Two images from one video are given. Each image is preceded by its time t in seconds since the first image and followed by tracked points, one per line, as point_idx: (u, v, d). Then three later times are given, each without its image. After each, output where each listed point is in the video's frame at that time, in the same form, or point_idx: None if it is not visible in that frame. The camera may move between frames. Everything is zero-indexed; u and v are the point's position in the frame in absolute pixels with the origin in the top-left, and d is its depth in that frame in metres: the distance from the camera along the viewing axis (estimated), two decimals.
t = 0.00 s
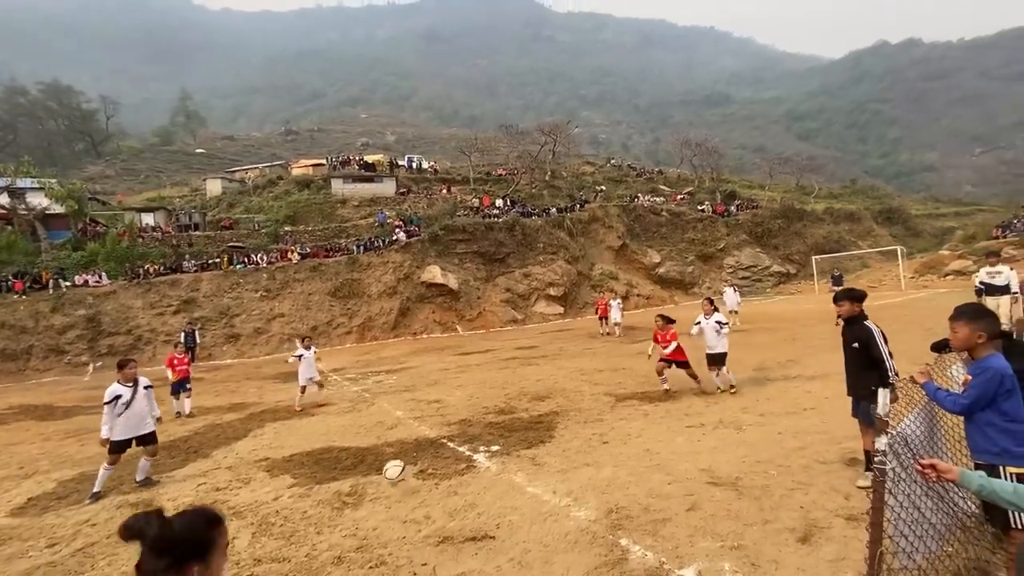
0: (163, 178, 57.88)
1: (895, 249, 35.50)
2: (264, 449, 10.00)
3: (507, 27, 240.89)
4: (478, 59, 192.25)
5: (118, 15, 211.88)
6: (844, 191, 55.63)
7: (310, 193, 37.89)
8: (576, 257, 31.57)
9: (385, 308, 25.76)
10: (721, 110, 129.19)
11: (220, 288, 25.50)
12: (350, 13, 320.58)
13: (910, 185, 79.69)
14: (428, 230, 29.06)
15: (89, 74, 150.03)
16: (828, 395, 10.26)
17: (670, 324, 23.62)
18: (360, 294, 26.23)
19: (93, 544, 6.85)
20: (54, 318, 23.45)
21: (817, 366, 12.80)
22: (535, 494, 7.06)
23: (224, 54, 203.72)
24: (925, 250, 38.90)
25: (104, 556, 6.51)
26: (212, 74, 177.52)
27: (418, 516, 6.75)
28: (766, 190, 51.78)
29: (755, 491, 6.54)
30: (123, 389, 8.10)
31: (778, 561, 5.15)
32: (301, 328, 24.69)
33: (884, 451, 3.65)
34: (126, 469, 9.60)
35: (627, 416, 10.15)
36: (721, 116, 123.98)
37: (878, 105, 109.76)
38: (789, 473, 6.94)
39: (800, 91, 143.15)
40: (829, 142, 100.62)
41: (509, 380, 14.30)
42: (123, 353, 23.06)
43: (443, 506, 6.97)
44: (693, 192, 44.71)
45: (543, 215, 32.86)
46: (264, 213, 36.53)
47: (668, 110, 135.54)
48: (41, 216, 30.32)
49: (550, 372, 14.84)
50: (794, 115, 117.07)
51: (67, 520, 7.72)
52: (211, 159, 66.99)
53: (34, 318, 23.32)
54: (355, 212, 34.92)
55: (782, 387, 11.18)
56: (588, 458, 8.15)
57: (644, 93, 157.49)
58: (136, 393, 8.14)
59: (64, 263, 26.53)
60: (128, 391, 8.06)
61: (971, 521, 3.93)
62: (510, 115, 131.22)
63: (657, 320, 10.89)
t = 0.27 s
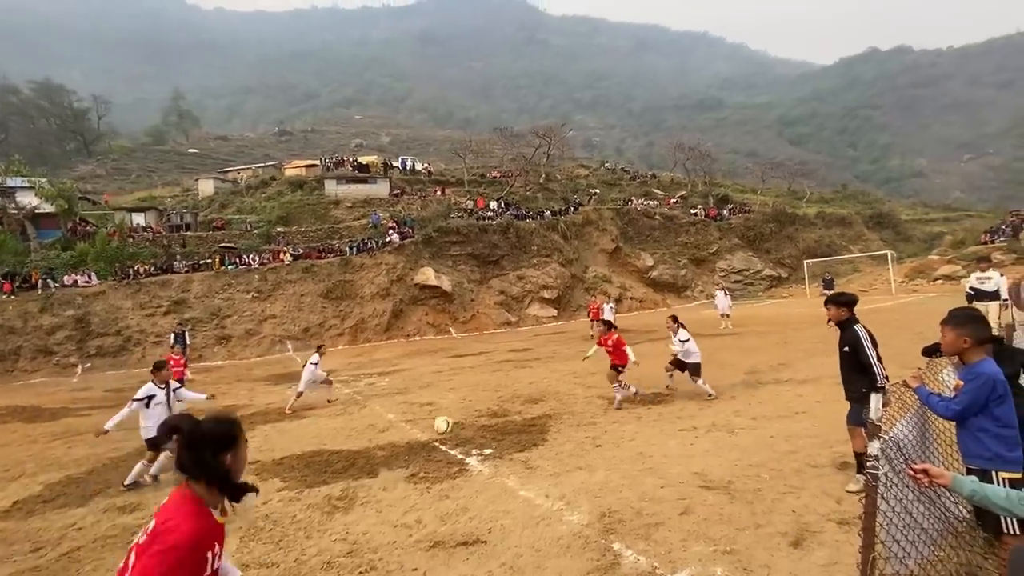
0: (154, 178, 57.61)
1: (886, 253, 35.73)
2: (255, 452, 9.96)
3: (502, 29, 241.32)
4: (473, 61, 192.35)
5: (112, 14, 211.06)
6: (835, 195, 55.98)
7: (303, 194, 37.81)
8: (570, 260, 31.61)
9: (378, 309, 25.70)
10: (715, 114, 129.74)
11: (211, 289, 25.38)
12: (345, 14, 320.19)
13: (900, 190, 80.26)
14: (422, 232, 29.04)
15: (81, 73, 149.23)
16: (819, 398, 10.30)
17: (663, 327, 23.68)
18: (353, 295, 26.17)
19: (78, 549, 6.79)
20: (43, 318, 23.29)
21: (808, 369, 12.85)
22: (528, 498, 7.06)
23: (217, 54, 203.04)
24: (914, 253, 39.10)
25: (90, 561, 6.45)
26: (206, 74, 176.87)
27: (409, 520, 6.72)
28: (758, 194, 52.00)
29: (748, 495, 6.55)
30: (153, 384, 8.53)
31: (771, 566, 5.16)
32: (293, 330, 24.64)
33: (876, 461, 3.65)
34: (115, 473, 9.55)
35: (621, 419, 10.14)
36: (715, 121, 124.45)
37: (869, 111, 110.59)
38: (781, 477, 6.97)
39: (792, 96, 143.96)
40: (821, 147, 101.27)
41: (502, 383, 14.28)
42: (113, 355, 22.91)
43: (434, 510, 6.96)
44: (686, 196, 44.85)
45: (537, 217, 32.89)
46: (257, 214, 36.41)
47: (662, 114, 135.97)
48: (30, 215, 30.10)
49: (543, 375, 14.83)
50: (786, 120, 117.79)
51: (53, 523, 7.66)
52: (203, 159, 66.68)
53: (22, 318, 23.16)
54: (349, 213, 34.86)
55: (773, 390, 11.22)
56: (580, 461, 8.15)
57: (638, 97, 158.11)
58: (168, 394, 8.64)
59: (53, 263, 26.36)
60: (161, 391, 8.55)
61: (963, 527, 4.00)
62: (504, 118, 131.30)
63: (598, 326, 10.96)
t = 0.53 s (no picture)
0: (144, 177, 57.24)
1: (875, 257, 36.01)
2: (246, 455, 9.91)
3: (496, 32, 241.63)
4: (466, 63, 192.46)
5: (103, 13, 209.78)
6: (825, 200, 56.39)
7: (295, 195, 37.69)
8: (563, 262, 31.67)
9: (371, 311, 25.65)
10: (707, 118, 130.38)
11: (201, 290, 25.25)
12: (338, 15, 319.65)
13: (889, 195, 80.91)
14: (415, 233, 29.01)
15: (70, 70, 148.08)
16: (810, 401, 10.36)
17: (655, 330, 23.74)
18: (345, 297, 26.12)
19: (64, 554, 6.74)
20: (28, 319, 23.10)
21: (799, 372, 12.92)
22: (520, 501, 7.06)
23: (209, 53, 202.03)
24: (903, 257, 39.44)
25: (76, 567, 6.40)
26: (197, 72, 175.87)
27: (401, 524, 6.71)
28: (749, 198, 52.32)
29: (740, 498, 6.58)
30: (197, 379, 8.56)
31: (761, 569, 5.18)
32: (285, 331, 24.56)
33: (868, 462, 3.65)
34: (102, 476, 9.48)
35: (614, 422, 10.16)
36: (707, 125, 125.05)
37: (859, 116, 111.53)
38: (772, 480, 7.00)
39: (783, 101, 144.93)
40: (811, 151, 101.96)
41: (495, 385, 14.27)
42: (100, 356, 22.75)
43: (427, 513, 6.95)
44: (679, 199, 45.01)
45: (530, 219, 32.94)
46: (248, 214, 36.26)
47: (655, 117, 136.48)
48: (17, 214, 29.84)
49: (536, 378, 14.85)
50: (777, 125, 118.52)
51: (37, 528, 7.57)
52: (194, 159, 66.38)
53: (8, 319, 22.96)
54: (342, 214, 34.79)
55: (764, 393, 11.26)
56: (573, 464, 8.16)
57: (631, 100, 158.65)
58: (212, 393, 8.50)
59: (40, 262, 26.15)
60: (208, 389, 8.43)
61: (952, 530, 4.08)
62: (498, 120, 131.40)
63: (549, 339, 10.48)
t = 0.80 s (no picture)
0: (133, 176, 56.89)
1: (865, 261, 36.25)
2: (236, 457, 9.89)
3: (490, 34, 241.84)
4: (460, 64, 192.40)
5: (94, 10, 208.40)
6: (816, 204, 56.77)
7: (288, 195, 37.57)
8: (557, 264, 31.73)
9: (364, 313, 25.61)
10: (700, 122, 130.93)
11: (192, 290, 25.12)
12: (332, 15, 318.79)
13: (879, 200, 81.52)
14: (409, 234, 28.98)
15: (60, 67, 146.96)
16: (800, 403, 10.43)
17: (648, 332, 23.78)
18: (338, 298, 26.06)
19: (50, 558, 6.68)
20: (14, 319, 22.90)
21: (789, 374, 12.99)
22: (514, 504, 7.07)
23: (201, 52, 201.01)
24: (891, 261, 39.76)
25: (63, 571, 6.36)
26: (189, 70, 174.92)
27: (394, 527, 6.70)
28: (742, 202, 52.57)
29: (732, 499, 6.61)
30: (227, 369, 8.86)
31: (753, 570, 5.20)
32: (276, 333, 24.46)
33: (857, 462, 3.66)
34: (89, 479, 9.41)
35: (608, 423, 10.18)
36: (700, 128, 125.58)
37: (849, 122, 112.42)
38: (764, 481, 7.04)
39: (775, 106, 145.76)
40: (802, 155, 102.70)
41: (489, 386, 14.27)
42: (88, 357, 22.59)
43: (421, 516, 6.94)
44: (672, 202, 45.16)
45: (524, 221, 32.96)
46: (240, 214, 36.11)
47: (648, 120, 136.86)
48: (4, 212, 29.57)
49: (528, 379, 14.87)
50: (769, 129, 119.22)
51: (23, 531, 7.50)
52: (185, 158, 66.03)
53: None
54: (335, 215, 34.72)
55: (755, 395, 11.31)
56: (567, 466, 8.18)
57: (624, 103, 159.12)
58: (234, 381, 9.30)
59: (27, 262, 25.92)
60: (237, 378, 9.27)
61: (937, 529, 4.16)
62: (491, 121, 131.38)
63: (534, 344, 10.43)
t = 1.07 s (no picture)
0: (120, 173, 56.37)
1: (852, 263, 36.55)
2: (223, 458, 9.82)
3: (482, 35, 241.91)
4: (452, 63, 192.12)
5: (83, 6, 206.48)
6: (804, 207, 57.17)
7: (278, 193, 37.39)
8: (548, 265, 31.76)
9: (354, 312, 25.53)
10: (690, 124, 131.54)
11: (179, 289, 24.93)
12: (323, 12, 317.28)
13: (866, 204, 82.23)
14: (400, 234, 28.94)
15: (47, 62, 145.44)
16: (787, 404, 10.50)
17: (638, 333, 23.86)
18: (328, 297, 25.96)
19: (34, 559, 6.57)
20: None
21: (777, 376, 13.09)
22: (504, 503, 7.08)
23: (191, 48, 199.57)
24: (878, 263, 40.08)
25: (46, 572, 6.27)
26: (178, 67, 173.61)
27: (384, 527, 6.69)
28: (731, 204, 52.86)
29: (720, 499, 6.65)
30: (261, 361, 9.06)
31: (740, 568, 5.23)
32: (265, 332, 24.31)
33: (842, 460, 3.72)
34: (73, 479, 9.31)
35: (598, 424, 10.20)
36: (690, 131, 126.18)
37: (837, 126, 113.35)
38: (751, 481, 7.09)
39: (765, 109, 146.74)
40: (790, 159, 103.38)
41: (479, 387, 14.26)
42: (71, 356, 22.32)
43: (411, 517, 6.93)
44: (663, 204, 45.32)
45: (516, 222, 32.97)
46: (229, 212, 35.87)
47: (639, 122, 137.28)
48: None
49: (518, 380, 14.88)
50: (758, 132, 119.95)
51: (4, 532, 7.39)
52: (172, 155, 65.56)
53: None
54: (326, 214, 34.58)
55: (743, 396, 11.37)
56: (557, 466, 8.19)
57: (616, 104, 159.54)
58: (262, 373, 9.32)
59: (11, 259, 25.60)
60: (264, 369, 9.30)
61: (919, 527, 4.25)
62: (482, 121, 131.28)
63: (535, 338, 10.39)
